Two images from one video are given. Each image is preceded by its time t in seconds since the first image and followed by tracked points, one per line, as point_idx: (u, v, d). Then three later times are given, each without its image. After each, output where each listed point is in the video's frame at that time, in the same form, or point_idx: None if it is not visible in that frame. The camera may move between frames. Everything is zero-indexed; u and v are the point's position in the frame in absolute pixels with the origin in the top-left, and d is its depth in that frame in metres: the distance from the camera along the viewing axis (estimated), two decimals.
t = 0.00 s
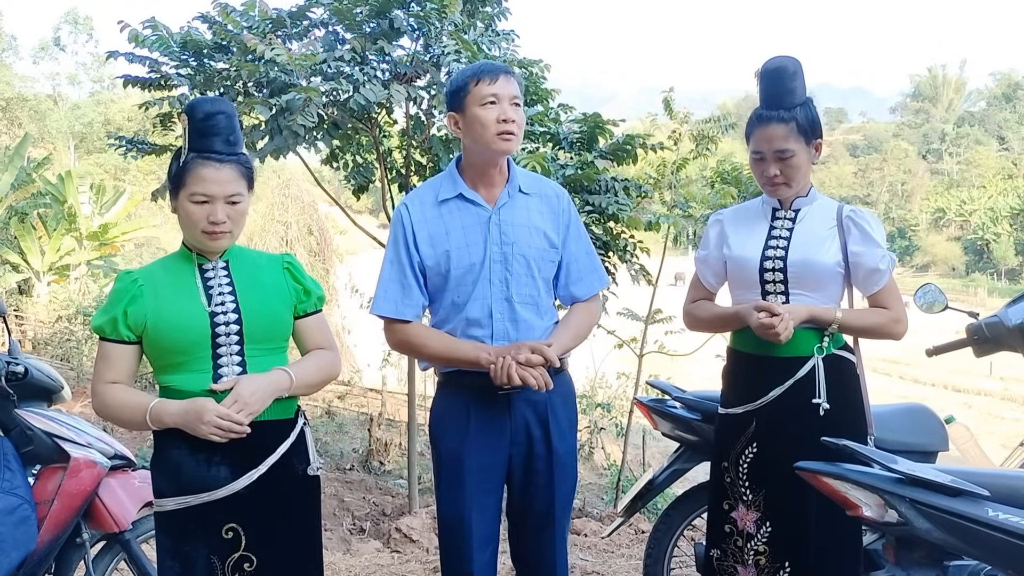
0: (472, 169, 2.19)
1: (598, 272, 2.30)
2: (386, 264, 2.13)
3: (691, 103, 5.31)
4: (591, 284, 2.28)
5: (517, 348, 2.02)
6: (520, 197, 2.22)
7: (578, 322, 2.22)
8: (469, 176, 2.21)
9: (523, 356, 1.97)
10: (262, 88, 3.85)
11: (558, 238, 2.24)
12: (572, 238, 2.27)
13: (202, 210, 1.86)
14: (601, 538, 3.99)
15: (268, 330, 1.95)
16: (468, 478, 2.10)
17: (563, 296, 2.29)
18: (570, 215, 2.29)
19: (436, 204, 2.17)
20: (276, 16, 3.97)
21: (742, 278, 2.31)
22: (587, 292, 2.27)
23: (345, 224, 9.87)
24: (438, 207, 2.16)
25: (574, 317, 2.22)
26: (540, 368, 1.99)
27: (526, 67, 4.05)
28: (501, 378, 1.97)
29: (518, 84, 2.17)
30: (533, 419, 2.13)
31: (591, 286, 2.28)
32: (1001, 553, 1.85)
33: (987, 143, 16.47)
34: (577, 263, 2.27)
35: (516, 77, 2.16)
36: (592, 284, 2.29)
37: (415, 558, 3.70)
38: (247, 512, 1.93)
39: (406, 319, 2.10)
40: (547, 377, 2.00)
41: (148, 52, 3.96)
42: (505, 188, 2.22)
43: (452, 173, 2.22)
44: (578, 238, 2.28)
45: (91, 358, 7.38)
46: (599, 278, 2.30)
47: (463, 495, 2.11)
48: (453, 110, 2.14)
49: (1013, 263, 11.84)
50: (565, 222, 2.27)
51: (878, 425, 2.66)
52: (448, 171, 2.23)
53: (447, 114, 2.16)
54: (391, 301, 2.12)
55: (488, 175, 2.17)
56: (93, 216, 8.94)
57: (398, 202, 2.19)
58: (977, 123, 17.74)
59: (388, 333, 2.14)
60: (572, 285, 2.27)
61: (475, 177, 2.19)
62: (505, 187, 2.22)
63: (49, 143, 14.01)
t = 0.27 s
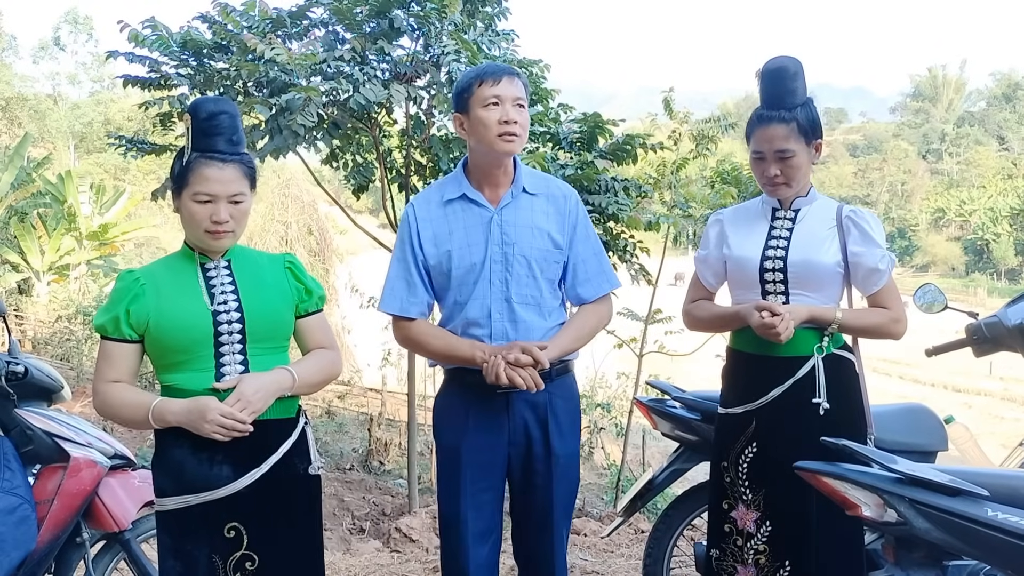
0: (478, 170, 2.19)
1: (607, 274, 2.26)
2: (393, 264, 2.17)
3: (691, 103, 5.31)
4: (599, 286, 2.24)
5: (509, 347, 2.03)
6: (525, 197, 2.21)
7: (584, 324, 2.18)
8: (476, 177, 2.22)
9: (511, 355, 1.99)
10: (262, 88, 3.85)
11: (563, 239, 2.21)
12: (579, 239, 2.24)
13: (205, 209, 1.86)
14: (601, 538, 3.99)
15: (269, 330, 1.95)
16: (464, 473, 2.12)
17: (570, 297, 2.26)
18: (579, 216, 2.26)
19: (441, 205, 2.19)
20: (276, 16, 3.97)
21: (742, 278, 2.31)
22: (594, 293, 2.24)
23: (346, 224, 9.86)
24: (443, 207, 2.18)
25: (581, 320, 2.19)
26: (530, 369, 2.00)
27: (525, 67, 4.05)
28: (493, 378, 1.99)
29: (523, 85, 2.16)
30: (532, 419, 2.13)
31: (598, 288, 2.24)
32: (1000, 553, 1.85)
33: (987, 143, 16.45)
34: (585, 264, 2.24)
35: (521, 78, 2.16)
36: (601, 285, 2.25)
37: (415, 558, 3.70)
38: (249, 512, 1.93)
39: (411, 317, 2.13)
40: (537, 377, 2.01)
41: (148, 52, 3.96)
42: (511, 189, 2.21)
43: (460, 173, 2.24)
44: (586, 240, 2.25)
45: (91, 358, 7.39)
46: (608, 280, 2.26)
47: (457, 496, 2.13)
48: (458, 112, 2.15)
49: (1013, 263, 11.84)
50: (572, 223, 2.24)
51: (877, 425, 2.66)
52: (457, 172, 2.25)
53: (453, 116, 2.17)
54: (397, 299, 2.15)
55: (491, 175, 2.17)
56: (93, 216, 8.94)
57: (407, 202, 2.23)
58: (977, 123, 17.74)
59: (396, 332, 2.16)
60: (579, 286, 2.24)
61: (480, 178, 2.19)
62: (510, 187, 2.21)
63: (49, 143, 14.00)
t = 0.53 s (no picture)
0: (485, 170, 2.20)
1: (614, 277, 2.22)
2: (404, 260, 2.22)
3: (691, 102, 5.31)
4: (605, 289, 2.21)
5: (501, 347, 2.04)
6: (531, 198, 2.20)
7: (587, 326, 2.15)
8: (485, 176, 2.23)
9: (499, 356, 2.00)
10: (262, 87, 3.85)
11: (568, 241, 2.19)
12: (585, 241, 2.20)
13: (209, 208, 1.86)
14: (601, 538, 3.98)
15: (272, 328, 1.95)
16: (461, 469, 2.14)
17: (577, 299, 2.23)
18: (587, 218, 2.22)
19: (450, 203, 2.22)
20: (277, 15, 3.97)
21: (736, 278, 2.31)
22: (600, 296, 2.20)
23: (346, 224, 9.86)
24: (452, 206, 2.21)
25: (585, 322, 2.16)
26: (518, 370, 2.00)
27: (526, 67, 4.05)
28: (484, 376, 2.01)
29: (527, 85, 2.14)
30: (530, 419, 2.12)
31: (604, 291, 2.20)
32: (1000, 552, 1.85)
33: (988, 142, 16.44)
34: (591, 267, 2.20)
35: (524, 78, 2.14)
36: (607, 288, 2.21)
37: (415, 557, 3.70)
38: (250, 510, 1.93)
39: (418, 313, 2.18)
40: (525, 379, 2.01)
41: (149, 51, 3.96)
42: (518, 189, 2.20)
43: (471, 172, 2.24)
44: (593, 242, 2.21)
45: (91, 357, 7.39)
46: (615, 283, 2.22)
47: (452, 492, 2.15)
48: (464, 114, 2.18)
49: (1013, 263, 11.83)
50: (579, 224, 2.21)
51: (878, 425, 2.66)
52: (469, 171, 2.26)
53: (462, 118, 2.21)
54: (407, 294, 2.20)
55: (496, 175, 2.17)
56: (93, 215, 8.93)
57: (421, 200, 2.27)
58: (977, 122, 17.73)
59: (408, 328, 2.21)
60: (585, 289, 2.21)
61: (487, 178, 2.20)
62: (517, 188, 2.20)
63: (50, 142, 13.99)
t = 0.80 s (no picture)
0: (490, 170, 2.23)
1: (615, 282, 2.18)
2: (416, 256, 2.30)
3: (691, 102, 5.31)
4: (606, 293, 2.18)
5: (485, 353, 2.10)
6: (534, 200, 2.20)
7: (585, 329, 2.14)
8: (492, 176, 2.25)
9: (481, 362, 2.07)
10: (262, 87, 3.85)
11: (568, 244, 2.17)
12: (587, 245, 2.18)
13: (213, 207, 1.86)
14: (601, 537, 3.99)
15: (274, 328, 1.95)
16: (457, 465, 2.17)
17: (579, 302, 2.21)
18: (590, 220, 2.19)
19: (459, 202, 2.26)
20: (277, 15, 3.97)
21: (726, 277, 2.31)
22: (601, 300, 2.17)
23: (346, 224, 9.86)
24: (460, 205, 2.25)
25: (583, 326, 2.14)
26: (499, 376, 2.06)
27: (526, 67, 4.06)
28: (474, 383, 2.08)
29: (527, 88, 2.14)
30: (525, 419, 2.13)
31: (605, 295, 2.17)
32: (1000, 552, 1.85)
33: (988, 142, 16.43)
34: (592, 270, 2.17)
35: (525, 81, 2.13)
36: (608, 292, 2.18)
37: (416, 556, 3.70)
38: (251, 510, 1.92)
39: (426, 308, 2.26)
40: (508, 384, 2.07)
41: (149, 51, 3.96)
42: (521, 190, 2.20)
43: (481, 172, 2.27)
44: (595, 245, 2.18)
45: (91, 357, 7.40)
46: (616, 288, 2.19)
47: (452, 486, 2.18)
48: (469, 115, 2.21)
49: (1013, 262, 11.84)
50: (581, 227, 2.19)
51: (877, 424, 2.66)
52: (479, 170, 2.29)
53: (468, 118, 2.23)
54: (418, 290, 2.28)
55: (499, 176, 2.19)
56: (94, 215, 8.93)
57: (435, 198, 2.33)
58: (977, 122, 17.73)
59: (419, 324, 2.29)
60: (585, 292, 2.18)
61: (491, 179, 2.22)
62: (520, 188, 2.20)
63: (50, 142, 14.00)
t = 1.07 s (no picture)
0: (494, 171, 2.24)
1: (609, 287, 2.13)
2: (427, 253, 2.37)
3: (692, 101, 5.32)
4: (601, 297, 2.13)
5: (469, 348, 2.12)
6: (532, 201, 2.19)
7: (576, 332, 2.11)
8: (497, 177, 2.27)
9: (462, 354, 2.09)
10: (262, 86, 3.84)
11: (563, 247, 2.15)
12: (582, 247, 2.15)
13: (215, 207, 1.86)
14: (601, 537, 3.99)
15: (273, 329, 1.95)
16: (457, 463, 2.20)
17: (575, 306, 2.18)
18: (587, 223, 2.16)
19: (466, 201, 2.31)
20: (277, 15, 3.97)
21: (717, 277, 2.31)
22: (595, 304, 2.13)
23: (347, 223, 9.87)
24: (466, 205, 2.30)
25: (577, 329, 2.11)
26: (479, 367, 2.07)
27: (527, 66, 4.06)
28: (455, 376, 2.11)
29: (530, 89, 2.14)
30: (519, 418, 2.13)
31: (598, 300, 2.12)
32: (999, 552, 1.85)
33: (988, 141, 16.42)
34: (587, 273, 2.14)
35: (528, 83, 2.14)
36: (602, 297, 2.13)
37: (416, 556, 3.71)
38: (251, 511, 1.92)
39: (433, 304, 2.33)
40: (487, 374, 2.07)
41: (149, 51, 3.96)
42: (521, 192, 2.20)
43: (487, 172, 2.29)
44: (591, 248, 2.15)
45: (91, 357, 7.40)
46: (610, 293, 2.14)
47: (453, 482, 2.21)
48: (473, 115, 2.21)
49: (1013, 262, 11.85)
50: (577, 230, 2.16)
51: (877, 424, 2.66)
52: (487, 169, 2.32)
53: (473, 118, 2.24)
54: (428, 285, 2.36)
55: (500, 176, 2.19)
56: (94, 214, 8.93)
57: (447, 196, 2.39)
58: (977, 122, 17.74)
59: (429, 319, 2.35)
60: (581, 296, 2.15)
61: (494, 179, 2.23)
62: (520, 190, 2.21)
63: (50, 141, 14.00)
